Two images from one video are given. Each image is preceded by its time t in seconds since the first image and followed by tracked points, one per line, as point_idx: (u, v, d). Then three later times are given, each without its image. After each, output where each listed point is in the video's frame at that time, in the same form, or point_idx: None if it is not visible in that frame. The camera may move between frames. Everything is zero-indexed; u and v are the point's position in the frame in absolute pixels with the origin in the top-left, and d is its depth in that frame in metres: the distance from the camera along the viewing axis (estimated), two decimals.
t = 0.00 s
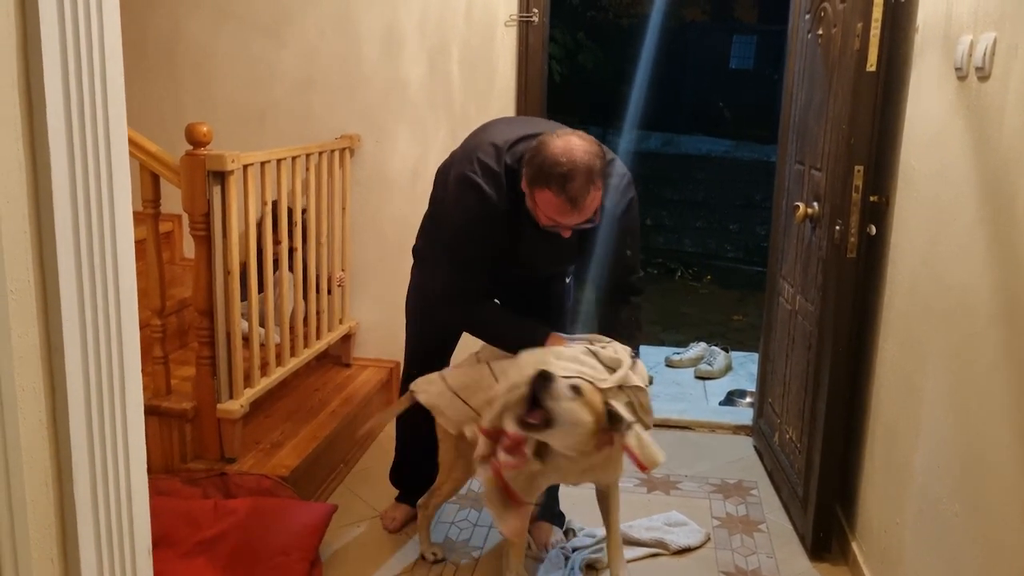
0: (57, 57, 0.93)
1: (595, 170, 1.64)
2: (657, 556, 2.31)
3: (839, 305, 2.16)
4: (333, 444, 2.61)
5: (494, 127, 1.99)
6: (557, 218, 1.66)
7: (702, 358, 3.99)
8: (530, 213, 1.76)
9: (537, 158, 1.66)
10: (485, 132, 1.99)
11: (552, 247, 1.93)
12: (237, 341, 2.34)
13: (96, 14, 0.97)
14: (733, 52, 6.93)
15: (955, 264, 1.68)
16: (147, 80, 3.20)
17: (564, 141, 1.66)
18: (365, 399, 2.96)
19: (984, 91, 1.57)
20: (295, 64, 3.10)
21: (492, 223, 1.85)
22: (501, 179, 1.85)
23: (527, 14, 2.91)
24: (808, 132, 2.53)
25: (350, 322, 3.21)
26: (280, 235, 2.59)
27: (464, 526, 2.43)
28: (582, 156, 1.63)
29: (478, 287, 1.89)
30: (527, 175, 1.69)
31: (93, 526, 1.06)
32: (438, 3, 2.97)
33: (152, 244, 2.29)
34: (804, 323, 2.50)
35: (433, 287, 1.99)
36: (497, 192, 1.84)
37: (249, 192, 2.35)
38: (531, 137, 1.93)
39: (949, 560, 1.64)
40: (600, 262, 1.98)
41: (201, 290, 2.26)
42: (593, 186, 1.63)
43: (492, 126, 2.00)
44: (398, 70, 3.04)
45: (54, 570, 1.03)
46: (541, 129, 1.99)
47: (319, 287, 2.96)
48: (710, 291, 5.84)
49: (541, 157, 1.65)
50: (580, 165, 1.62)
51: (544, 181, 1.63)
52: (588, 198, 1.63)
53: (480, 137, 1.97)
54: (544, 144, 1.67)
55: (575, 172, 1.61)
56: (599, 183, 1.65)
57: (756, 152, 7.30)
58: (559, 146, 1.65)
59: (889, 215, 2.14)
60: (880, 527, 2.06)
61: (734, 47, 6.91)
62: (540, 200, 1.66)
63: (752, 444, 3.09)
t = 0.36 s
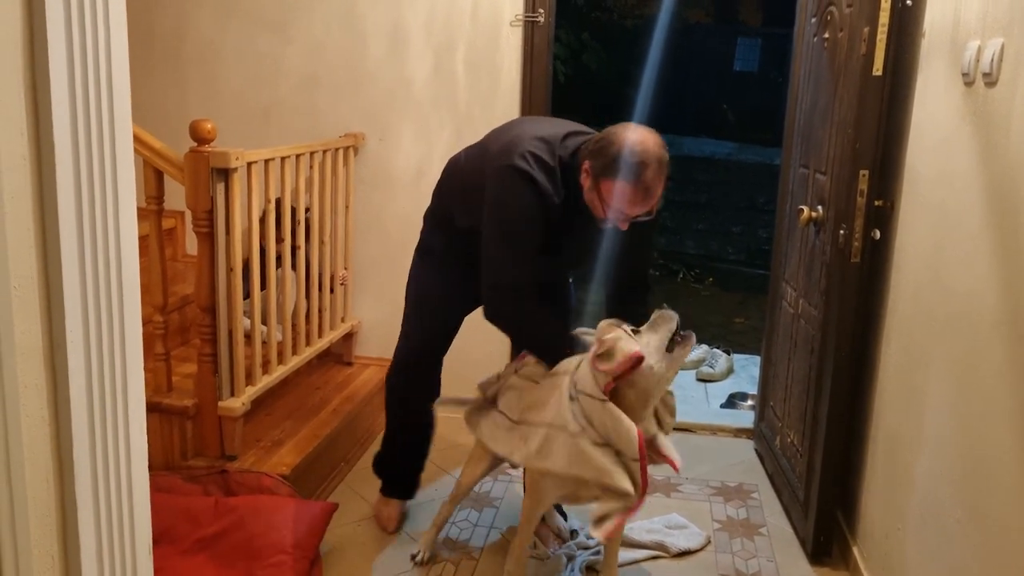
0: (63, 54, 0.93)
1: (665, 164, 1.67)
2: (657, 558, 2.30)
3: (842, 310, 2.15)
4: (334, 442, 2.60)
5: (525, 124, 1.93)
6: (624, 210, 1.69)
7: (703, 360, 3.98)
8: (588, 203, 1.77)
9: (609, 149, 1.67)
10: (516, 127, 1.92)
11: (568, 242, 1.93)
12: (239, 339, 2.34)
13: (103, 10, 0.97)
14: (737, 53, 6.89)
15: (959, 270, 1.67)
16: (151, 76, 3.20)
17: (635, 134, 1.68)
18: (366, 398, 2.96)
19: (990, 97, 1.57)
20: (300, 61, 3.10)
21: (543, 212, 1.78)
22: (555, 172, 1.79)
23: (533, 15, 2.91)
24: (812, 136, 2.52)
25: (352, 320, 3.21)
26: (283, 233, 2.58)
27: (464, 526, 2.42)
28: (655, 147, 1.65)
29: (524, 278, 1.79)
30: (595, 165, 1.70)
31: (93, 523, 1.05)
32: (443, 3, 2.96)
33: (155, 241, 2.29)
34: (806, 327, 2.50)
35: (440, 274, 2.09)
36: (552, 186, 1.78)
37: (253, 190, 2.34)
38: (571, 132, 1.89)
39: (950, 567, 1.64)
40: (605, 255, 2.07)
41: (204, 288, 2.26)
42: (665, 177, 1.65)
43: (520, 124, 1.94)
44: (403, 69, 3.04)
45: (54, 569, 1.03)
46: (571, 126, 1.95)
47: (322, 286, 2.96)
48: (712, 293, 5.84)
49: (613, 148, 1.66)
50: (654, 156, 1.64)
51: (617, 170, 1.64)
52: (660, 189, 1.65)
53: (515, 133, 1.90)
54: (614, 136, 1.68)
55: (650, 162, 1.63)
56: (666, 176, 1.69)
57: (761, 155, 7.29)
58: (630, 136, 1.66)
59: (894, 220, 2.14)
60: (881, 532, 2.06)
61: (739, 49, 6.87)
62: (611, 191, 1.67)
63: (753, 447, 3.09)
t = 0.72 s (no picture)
0: (69, 48, 0.93)
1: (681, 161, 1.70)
2: (657, 560, 2.30)
3: (845, 313, 2.15)
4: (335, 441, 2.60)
5: (534, 123, 1.92)
6: (640, 206, 1.70)
7: (705, 362, 3.98)
8: (599, 199, 1.78)
9: (629, 144, 1.67)
10: (524, 128, 1.91)
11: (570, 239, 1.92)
12: (241, 335, 2.34)
13: (109, 6, 0.96)
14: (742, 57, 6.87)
15: (964, 274, 1.67)
16: (155, 72, 3.20)
17: (652, 131, 1.70)
18: (368, 396, 2.96)
19: (997, 101, 1.57)
20: (304, 59, 3.10)
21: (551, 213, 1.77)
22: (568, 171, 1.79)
23: (538, 15, 2.90)
24: (817, 139, 2.52)
25: (355, 318, 3.21)
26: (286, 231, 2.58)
27: (465, 525, 2.42)
28: (672, 145, 1.67)
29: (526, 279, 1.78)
30: (612, 160, 1.70)
31: (94, 520, 1.05)
32: (449, 2, 2.96)
33: (159, 238, 2.29)
34: (809, 330, 2.50)
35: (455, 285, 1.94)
36: (563, 185, 1.77)
37: (257, 187, 2.34)
38: (582, 131, 1.89)
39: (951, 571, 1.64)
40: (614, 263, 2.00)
41: (206, 285, 2.26)
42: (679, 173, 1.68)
43: (529, 123, 1.93)
44: (408, 68, 3.04)
45: (55, 568, 1.03)
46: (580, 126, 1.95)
47: (324, 283, 2.96)
48: (714, 295, 5.84)
49: (630, 146, 1.67)
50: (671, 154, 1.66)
51: (634, 167, 1.66)
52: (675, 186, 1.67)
53: (524, 131, 1.89)
54: (634, 132, 1.69)
55: (667, 160, 1.65)
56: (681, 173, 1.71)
57: (762, 157, 7.42)
58: (648, 134, 1.68)
59: (898, 224, 2.13)
60: (882, 536, 2.06)
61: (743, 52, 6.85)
62: (631, 187, 1.68)
63: (754, 449, 3.08)
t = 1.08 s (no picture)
0: (73, 49, 0.93)
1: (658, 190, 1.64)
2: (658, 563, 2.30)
3: (846, 316, 2.15)
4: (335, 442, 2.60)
5: (531, 138, 1.90)
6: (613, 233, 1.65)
7: (706, 365, 3.98)
8: (578, 223, 1.75)
9: (601, 171, 1.63)
10: (522, 141, 1.90)
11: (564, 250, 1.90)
12: (243, 336, 2.34)
13: (114, 8, 0.97)
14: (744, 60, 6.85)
15: (965, 279, 1.68)
16: (158, 72, 3.20)
17: (631, 157, 1.64)
18: (369, 396, 2.96)
19: (1000, 107, 1.57)
20: (307, 60, 3.10)
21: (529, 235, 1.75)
22: (546, 197, 1.75)
23: (541, 17, 2.91)
24: (819, 143, 2.52)
25: (356, 319, 3.21)
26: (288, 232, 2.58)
27: (465, 527, 2.42)
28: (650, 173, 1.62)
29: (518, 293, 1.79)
30: (586, 185, 1.66)
31: (94, 520, 1.05)
32: (452, 4, 2.96)
33: (161, 238, 2.29)
34: (811, 334, 2.49)
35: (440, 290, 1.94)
36: (538, 212, 1.74)
37: (259, 188, 2.35)
38: (575, 151, 1.85)
39: None
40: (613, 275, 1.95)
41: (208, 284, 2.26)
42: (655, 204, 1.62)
43: (527, 138, 1.91)
44: (411, 70, 3.04)
45: (56, 566, 1.03)
46: (580, 145, 1.91)
47: (326, 284, 2.96)
48: (715, 298, 5.84)
49: (607, 168, 1.63)
50: (647, 182, 1.60)
51: (607, 190, 1.61)
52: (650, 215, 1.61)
53: (517, 147, 1.87)
54: (609, 155, 1.64)
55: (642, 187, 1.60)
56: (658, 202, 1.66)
57: (762, 160, 7.49)
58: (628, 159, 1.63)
59: (900, 229, 2.14)
60: (883, 540, 2.05)
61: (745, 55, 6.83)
62: (601, 214, 1.64)
63: (755, 453, 3.08)
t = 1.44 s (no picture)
0: (79, 53, 0.93)
1: (606, 174, 1.58)
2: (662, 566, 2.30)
3: (850, 318, 2.15)
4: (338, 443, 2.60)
5: (507, 138, 1.92)
6: (563, 221, 1.59)
7: (709, 366, 3.97)
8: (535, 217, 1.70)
9: (548, 156, 1.61)
10: (501, 141, 1.93)
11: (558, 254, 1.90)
12: (246, 338, 2.34)
13: (120, 12, 0.97)
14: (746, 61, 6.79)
15: (970, 281, 1.67)
16: (162, 74, 3.21)
17: (578, 142, 1.61)
18: (372, 398, 2.96)
19: (1004, 109, 1.57)
20: (310, 62, 3.10)
21: (504, 236, 1.78)
22: (508, 191, 1.76)
23: (544, 19, 2.91)
24: (822, 144, 2.52)
25: (360, 321, 3.21)
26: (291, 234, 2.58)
27: (468, 530, 2.42)
28: (592, 156, 1.58)
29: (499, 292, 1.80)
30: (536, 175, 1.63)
31: (100, 524, 1.05)
32: (455, 6, 2.96)
33: (165, 240, 2.30)
34: (814, 336, 2.49)
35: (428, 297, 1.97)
36: (501, 206, 1.76)
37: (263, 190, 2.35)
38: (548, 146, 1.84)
39: None
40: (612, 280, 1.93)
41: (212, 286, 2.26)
42: (601, 186, 1.56)
43: (504, 138, 1.93)
44: (414, 72, 3.04)
45: (60, 566, 1.03)
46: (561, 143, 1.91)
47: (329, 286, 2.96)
48: (717, 300, 5.84)
49: (551, 156, 1.60)
50: (589, 165, 1.56)
51: (550, 177, 1.57)
52: (596, 199, 1.56)
53: (492, 147, 1.90)
54: (558, 143, 1.62)
55: (583, 170, 1.55)
56: (609, 186, 1.58)
57: (766, 161, 7.39)
58: (572, 146, 1.60)
59: (904, 231, 2.14)
60: (887, 542, 2.05)
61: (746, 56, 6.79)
62: (547, 200, 1.59)
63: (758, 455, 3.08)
